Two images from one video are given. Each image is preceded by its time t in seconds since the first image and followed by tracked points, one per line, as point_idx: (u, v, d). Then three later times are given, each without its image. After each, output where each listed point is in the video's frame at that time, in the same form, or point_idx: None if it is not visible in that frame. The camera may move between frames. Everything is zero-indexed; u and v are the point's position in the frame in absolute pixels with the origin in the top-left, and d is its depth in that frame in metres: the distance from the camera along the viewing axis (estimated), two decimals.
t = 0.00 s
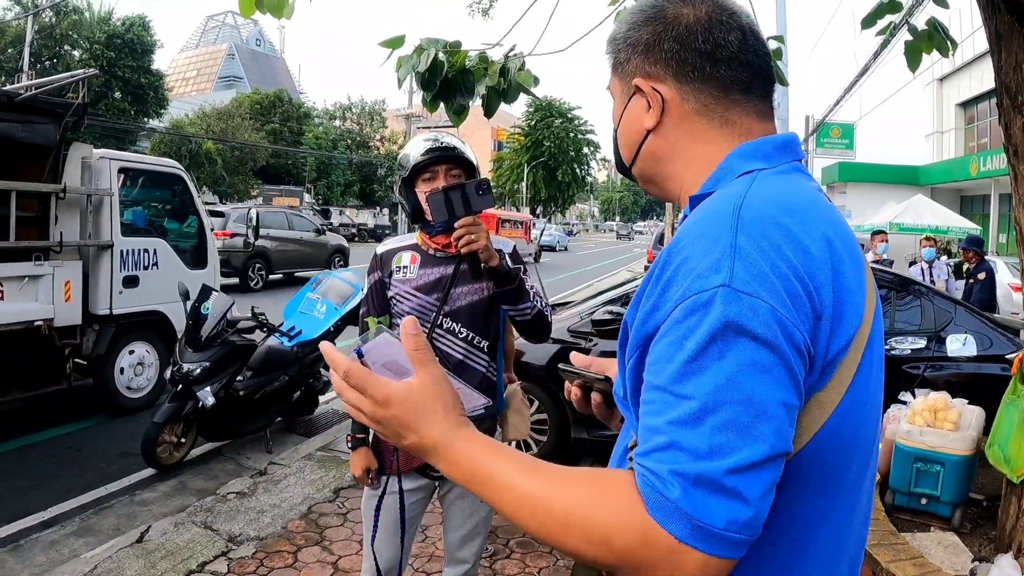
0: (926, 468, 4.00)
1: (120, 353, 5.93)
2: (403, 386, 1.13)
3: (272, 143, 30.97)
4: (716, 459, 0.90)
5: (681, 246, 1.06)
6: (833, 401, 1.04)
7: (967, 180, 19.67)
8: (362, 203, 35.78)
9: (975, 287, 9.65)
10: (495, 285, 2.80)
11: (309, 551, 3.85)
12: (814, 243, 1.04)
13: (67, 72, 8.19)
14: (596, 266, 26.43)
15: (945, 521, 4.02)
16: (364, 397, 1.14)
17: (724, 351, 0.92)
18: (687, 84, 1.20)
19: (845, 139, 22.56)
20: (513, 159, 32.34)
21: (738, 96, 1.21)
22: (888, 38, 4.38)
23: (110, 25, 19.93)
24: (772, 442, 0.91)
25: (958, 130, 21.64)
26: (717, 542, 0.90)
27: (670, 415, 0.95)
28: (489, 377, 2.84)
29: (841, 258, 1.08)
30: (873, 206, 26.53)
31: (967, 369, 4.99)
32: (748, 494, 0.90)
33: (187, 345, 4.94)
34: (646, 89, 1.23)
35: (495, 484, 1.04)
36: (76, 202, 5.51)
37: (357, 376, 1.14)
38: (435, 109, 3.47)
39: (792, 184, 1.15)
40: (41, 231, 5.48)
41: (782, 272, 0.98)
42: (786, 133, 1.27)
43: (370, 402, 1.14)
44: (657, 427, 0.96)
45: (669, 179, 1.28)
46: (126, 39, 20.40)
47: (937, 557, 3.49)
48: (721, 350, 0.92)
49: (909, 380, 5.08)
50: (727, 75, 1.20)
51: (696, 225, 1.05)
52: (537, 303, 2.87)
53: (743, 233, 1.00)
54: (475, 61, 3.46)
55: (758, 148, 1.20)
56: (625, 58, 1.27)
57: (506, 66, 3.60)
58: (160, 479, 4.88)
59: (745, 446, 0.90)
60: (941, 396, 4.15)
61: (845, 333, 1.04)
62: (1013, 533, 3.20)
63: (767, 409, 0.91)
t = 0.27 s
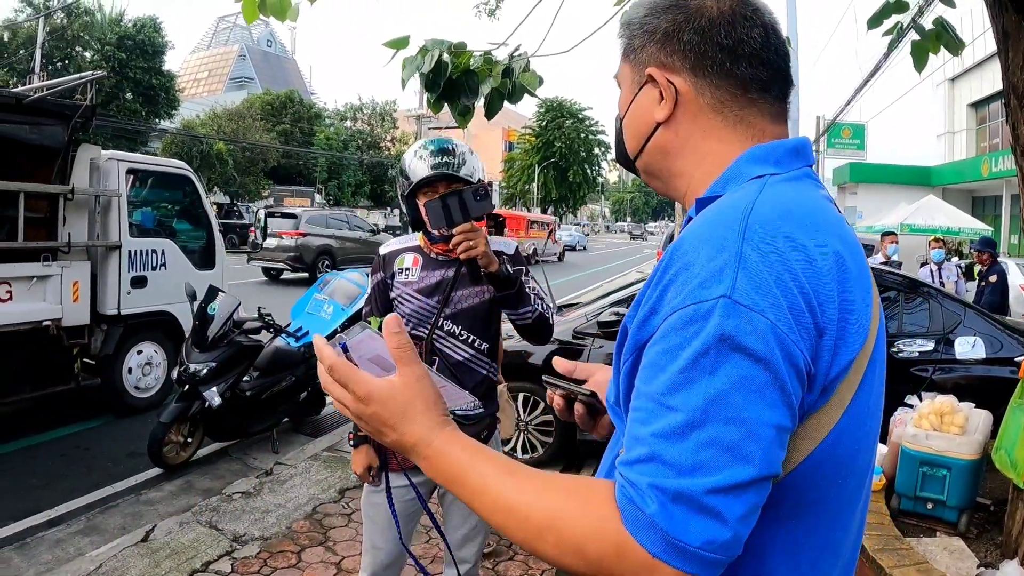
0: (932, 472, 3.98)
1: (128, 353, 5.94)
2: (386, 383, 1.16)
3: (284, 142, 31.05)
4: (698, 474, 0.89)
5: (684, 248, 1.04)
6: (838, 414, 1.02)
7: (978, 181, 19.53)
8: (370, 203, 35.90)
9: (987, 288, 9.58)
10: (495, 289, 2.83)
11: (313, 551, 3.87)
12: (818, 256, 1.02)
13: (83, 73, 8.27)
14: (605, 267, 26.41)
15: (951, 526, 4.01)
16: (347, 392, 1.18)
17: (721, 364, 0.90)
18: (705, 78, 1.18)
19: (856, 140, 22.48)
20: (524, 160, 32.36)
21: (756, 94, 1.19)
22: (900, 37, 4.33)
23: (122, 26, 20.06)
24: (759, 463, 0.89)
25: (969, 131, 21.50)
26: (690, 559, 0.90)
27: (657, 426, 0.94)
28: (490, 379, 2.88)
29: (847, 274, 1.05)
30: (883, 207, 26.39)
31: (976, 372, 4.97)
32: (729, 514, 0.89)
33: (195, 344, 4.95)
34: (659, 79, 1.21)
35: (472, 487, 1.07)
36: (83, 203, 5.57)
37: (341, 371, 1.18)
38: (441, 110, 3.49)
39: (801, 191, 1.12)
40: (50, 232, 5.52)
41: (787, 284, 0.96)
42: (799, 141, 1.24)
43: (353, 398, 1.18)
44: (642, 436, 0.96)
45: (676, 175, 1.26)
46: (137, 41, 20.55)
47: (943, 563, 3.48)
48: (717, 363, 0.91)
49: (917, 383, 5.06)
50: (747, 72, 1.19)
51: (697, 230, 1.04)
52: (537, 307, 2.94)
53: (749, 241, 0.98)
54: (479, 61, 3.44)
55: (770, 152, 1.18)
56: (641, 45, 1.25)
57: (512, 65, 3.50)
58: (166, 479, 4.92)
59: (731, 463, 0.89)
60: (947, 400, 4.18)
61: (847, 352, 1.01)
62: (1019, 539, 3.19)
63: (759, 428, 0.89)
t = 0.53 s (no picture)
0: (951, 474, 3.93)
1: (149, 352, 6.02)
2: (357, 447, 1.09)
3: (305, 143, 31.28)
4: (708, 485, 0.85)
5: (683, 251, 0.99)
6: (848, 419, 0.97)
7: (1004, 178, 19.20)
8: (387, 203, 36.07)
9: (1011, 287, 9.43)
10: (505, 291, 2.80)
11: (327, 550, 3.89)
12: (827, 253, 0.97)
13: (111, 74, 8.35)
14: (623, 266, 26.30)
15: (969, 529, 3.97)
16: (324, 459, 1.12)
17: (724, 368, 0.86)
18: (716, 66, 1.15)
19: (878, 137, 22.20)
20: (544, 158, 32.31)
21: (765, 84, 1.17)
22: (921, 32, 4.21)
23: (144, 29, 20.34)
24: (772, 470, 0.84)
25: (994, 126, 21.13)
26: None
27: (661, 438, 0.89)
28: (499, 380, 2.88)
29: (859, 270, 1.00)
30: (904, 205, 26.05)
31: (998, 372, 4.89)
32: (743, 526, 0.84)
33: (212, 343, 5.00)
34: (669, 65, 1.17)
35: (461, 539, 1.00)
36: (103, 203, 5.65)
37: (319, 439, 1.12)
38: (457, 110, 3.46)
39: (803, 188, 1.08)
40: (71, 232, 5.60)
41: (792, 282, 0.91)
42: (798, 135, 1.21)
43: (330, 465, 1.12)
44: (647, 449, 0.91)
45: (678, 167, 1.22)
46: (159, 43, 20.80)
47: (960, 567, 3.44)
48: (722, 368, 0.86)
49: (937, 383, 4.99)
50: (759, 62, 1.16)
51: (698, 230, 0.99)
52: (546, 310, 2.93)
53: (751, 240, 0.94)
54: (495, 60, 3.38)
55: (769, 148, 1.15)
56: (649, 32, 1.22)
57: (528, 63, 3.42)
58: (184, 476, 4.97)
59: (743, 471, 0.84)
60: (966, 400, 4.01)
61: (859, 353, 0.96)
62: None
63: (770, 433, 0.84)
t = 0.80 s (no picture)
0: (990, 471, 3.76)
1: (190, 348, 6.00)
2: None
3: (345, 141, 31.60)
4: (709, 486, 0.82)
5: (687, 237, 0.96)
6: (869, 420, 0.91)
7: None
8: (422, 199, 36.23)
9: None
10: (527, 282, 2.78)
11: (364, 542, 3.85)
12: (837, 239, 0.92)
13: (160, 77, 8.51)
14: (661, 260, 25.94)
15: (1009, 527, 3.79)
16: None
17: (717, 358, 0.83)
18: (762, 44, 1.07)
19: (921, 125, 21.54)
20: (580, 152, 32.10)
21: (806, 67, 1.09)
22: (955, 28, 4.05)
23: (183, 31, 20.79)
24: (764, 469, 0.80)
25: None
26: None
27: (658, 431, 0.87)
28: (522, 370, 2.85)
29: (874, 260, 0.95)
30: (951, 195, 25.23)
31: None
32: (732, 525, 0.81)
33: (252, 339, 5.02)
34: (713, 35, 1.09)
35: None
36: (144, 203, 5.64)
37: None
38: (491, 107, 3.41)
39: (820, 174, 1.01)
40: (111, 232, 5.44)
41: (793, 272, 0.87)
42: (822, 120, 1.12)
43: None
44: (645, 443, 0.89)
45: (708, 146, 1.12)
46: (198, 44, 21.25)
47: (997, 565, 3.29)
48: (718, 358, 0.83)
49: (977, 377, 4.79)
50: (804, 45, 1.09)
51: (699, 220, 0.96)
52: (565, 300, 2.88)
53: (753, 227, 0.90)
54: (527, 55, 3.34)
55: (790, 135, 1.05)
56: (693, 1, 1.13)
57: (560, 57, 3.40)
58: (224, 470, 4.93)
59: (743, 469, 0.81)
60: (1007, 395, 3.87)
61: (874, 348, 0.91)
62: None
63: (763, 429, 0.81)
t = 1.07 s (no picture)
0: None
1: (253, 330, 6.07)
2: None
3: (408, 125, 31.52)
4: (811, 479, 0.80)
5: (717, 228, 0.91)
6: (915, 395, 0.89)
7: None
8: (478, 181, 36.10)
9: None
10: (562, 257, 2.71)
11: (422, 519, 3.89)
12: (895, 207, 0.90)
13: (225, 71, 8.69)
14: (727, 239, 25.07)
15: None
16: None
17: (794, 346, 0.81)
18: (790, 6, 0.99)
19: (990, 98, 20.29)
20: (644, 130, 31.23)
21: (836, 31, 1.01)
22: None
23: (239, 22, 21.25)
24: (858, 439, 0.80)
25: None
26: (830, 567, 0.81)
27: (741, 429, 0.84)
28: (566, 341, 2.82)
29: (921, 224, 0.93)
30: None
31: None
32: (846, 505, 0.80)
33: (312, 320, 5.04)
34: None
35: None
36: (205, 190, 5.68)
37: None
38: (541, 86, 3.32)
39: (855, 134, 0.97)
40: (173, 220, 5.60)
41: (848, 242, 0.84)
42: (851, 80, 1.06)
43: None
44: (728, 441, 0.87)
45: (733, 114, 1.07)
46: (255, 34, 21.71)
47: None
48: (794, 345, 0.81)
49: None
50: (835, 5, 1.00)
51: (741, 197, 0.91)
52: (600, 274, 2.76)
53: (796, 206, 0.86)
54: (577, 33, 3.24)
55: (820, 101, 0.99)
56: None
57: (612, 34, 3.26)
58: (287, 449, 4.96)
59: (840, 454, 0.79)
60: None
61: (928, 313, 0.88)
62: None
63: (850, 405, 0.79)
